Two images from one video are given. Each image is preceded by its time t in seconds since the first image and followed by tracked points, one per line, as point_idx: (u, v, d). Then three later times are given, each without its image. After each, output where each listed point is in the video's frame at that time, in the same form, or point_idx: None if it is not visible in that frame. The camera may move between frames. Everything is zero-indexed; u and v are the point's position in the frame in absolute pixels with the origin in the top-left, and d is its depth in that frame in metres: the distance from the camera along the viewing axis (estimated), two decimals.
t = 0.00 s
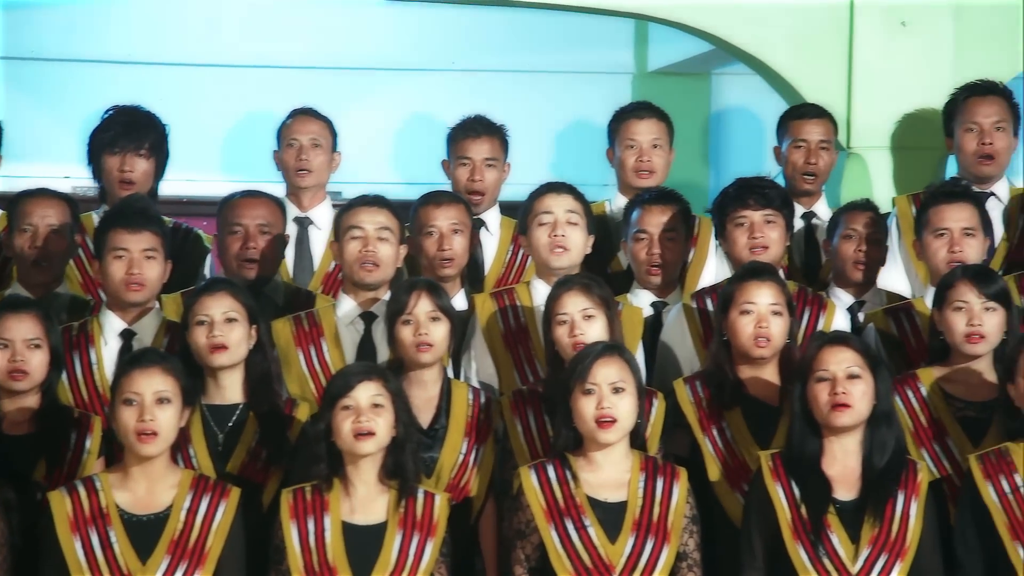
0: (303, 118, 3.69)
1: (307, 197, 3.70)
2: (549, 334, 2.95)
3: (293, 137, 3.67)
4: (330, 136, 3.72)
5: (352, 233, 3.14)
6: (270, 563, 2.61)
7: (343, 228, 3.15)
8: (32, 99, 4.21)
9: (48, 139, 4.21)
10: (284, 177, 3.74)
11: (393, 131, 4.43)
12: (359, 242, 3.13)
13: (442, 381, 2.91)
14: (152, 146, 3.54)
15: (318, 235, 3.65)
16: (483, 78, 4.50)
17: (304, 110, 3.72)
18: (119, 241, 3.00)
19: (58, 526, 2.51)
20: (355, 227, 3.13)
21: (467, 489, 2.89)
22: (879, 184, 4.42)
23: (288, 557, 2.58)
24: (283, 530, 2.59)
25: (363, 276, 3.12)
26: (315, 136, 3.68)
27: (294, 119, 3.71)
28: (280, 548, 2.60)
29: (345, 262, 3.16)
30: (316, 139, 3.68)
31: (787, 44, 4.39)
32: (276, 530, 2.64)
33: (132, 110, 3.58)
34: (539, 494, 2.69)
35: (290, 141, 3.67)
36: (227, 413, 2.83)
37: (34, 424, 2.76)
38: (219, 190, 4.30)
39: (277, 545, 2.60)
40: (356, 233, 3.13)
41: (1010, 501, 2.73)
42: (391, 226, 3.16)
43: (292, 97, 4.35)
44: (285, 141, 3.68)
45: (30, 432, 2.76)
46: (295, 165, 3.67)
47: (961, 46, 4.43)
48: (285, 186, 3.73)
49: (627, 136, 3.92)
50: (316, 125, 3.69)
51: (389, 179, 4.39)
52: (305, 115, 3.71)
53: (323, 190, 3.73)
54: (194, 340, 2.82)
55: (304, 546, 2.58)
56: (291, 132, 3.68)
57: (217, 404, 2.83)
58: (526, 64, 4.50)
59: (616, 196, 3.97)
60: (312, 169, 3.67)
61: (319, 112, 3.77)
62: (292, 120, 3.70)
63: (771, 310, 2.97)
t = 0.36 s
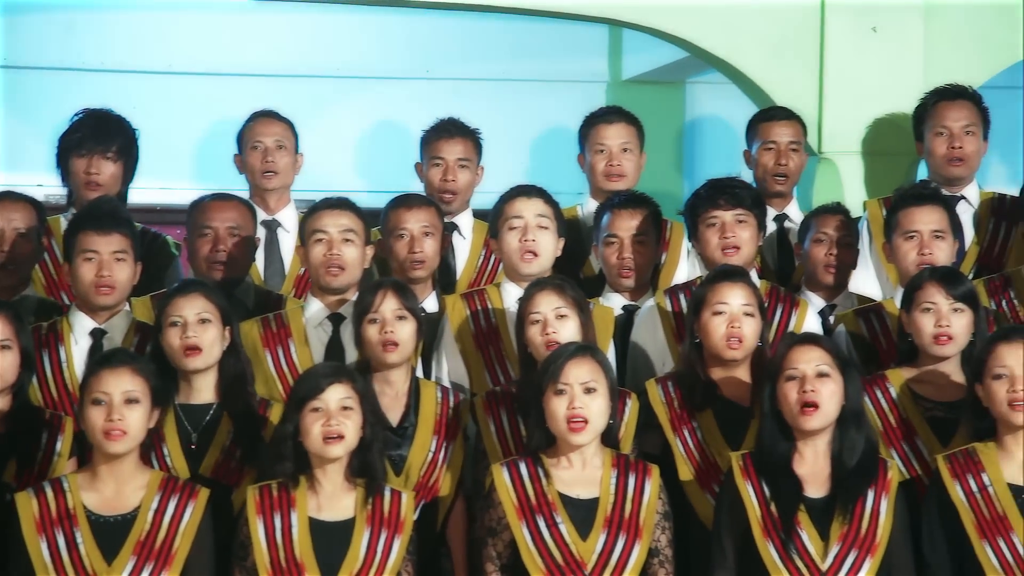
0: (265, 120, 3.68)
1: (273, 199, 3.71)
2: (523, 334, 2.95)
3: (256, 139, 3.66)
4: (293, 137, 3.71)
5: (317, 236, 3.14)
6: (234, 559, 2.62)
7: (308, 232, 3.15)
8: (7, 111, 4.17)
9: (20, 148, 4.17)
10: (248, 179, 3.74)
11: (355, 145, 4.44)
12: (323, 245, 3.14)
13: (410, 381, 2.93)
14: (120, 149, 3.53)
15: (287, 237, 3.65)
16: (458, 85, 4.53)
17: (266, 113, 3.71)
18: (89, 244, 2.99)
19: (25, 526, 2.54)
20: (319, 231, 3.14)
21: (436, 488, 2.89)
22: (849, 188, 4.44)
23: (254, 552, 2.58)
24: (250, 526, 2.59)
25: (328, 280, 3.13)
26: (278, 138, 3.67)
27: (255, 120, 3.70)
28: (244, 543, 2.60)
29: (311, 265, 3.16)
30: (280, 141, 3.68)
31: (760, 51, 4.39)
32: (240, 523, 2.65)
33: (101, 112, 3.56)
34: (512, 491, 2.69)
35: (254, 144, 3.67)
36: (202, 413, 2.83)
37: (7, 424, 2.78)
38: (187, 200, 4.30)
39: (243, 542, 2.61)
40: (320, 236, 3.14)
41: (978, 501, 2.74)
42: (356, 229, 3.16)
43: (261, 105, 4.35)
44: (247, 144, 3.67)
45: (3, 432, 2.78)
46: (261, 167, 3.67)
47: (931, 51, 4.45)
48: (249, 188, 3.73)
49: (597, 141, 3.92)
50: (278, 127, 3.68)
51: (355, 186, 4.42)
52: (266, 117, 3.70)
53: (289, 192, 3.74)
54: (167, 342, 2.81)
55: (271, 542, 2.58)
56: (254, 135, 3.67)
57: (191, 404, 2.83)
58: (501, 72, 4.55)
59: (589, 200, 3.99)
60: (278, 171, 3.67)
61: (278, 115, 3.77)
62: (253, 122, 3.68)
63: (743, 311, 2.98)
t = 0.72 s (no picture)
0: (247, 123, 3.68)
1: (256, 201, 3.70)
2: (505, 335, 2.94)
3: (239, 141, 3.65)
4: (275, 139, 3.70)
5: (291, 239, 3.13)
6: (213, 560, 2.60)
7: (283, 234, 3.14)
8: None
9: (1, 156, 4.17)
10: (230, 180, 3.72)
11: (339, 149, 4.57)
12: (298, 247, 3.13)
13: (390, 383, 2.92)
14: (94, 151, 3.52)
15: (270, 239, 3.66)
16: (433, 95, 4.67)
17: (246, 116, 3.71)
18: (69, 244, 2.97)
19: (2, 526, 2.54)
20: (293, 233, 3.13)
21: (416, 489, 2.88)
22: (830, 190, 4.45)
23: (232, 553, 2.57)
24: (227, 526, 2.58)
25: (304, 281, 3.11)
26: (261, 140, 3.66)
27: (238, 123, 3.70)
28: (223, 544, 2.59)
29: (287, 267, 3.15)
30: (262, 143, 3.66)
31: (741, 54, 4.40)
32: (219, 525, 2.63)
33: (75, 116, 3.56)
34: (490, 489, 2.69)
35: (237, 146, 3.65)
36: (183, 412, 2.82)
37: None
38: (163, 204, 4.34)
39: (221, 543, 2.59)
40: (295, 238, 3.13)
41: (959, 499, 2.74)
42: (330, 230, 3.15)
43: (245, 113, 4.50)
44: (230, 147, 3.66)
45: None
46: (244, 169, 3.65)
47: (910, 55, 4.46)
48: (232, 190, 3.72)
49: (578, 142, 3.92)
50: (260, 129, 3.67)
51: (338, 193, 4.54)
52: (249, 119, 3.69)
53: (272, 196, 3.72)
54: (149, 343, 2.79)
55: (249, 542, 2.57)
56: (236, 137, 3.66)
57: (172, 404, 2.82)
58: (482, 80, 4.71)
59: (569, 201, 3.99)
60: (261, 173, 3.66)
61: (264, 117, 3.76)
62: (236, 125, 3.68)
63: (726, 311, 2.97)
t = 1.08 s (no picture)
0: (249, 123, 3.67)
1: (254, 202, 3.70)
2: (505, 333, 2.94)
3: (239, 142, 3.65)
4: (275, 141, 3.69)
5: (288, 236, 3.13)
6: (214, 559, 2.59)
7: (280, 232, 3.15)
8: None
9: None
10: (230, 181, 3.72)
11: (340, 155, 4.59)
12: (295, 246, 3.12)
13: (387, 382, 2.90)
14: (84, 150, 3.51)
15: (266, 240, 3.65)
16: (436, 98, 4.70)
17: (250, 116, 3.70)
18: (66, 242, 2.97)
19: None
20: (290, 231, 3.13)
21: (414, 488, 2.87)
22: (827, 193, 4.45)
23: (233, 551, 2.56)
24: (228, 525, 2.57)
25: (301, 279, 3.11)
26: (261, 140, 3.65)
27: (239, 124, 3.69)
28: (224, 542, 2.58)
29: (284, 265, 3.15)
30: (261, 143, 3.65)
31: (738, 55, 4.39)
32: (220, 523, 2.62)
33: (63, 116, 3.55)
34: (489, 487, 2.68)
35: (237, 147, 3.65)
36: (181, 411, 2.81)
37: None
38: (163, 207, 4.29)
39: (221, 541, 2.58)
40: (292, 237, 3.13)
41: (959, 496, 2.73)
42: (328, 228, 3.15)
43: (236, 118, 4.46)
44: (230, 147, 3.66)
45: None
46: (243, 170, 3.64)
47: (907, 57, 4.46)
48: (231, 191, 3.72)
49: (573, 144, 3.92)
50: (261, 130, 3.66)
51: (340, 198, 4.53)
52: (250, 120, 3.68)
53: (271, 196, 3.72)
54: (146, 342, 2.79)
55: (250, 541, 2.56)
56: (236, 138, 3.65)
57: (169, 403, 2.81)
58: (479, 85, 4.75)
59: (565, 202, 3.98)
60: (259, 173, 3.65)
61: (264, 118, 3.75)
62: (236, 125, 3.67)
63: (724, 310, 2.97)
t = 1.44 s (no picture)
0: (249, 124, 3.67)
1: (253, 201, 3.69)
2: (508, 330, 2.93)
3: (239, 141, 3.64)
4: (275, 141, 3.69)
5: (293, 234, 3.13)
6: (222, 555, 2.59)
7: (285, 230, 3.14)
8: None
9: None
10: (229, 180, 3.71)
11: (340, 160, 4.60)
12: (299, 243, 3.12)
13: (389, 381, 2.89)
14: (89, 150, 3.51)
15: (266, 240, 3.64)
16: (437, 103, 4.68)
17: (250, 117, 3.70)
18: (68, 240, 2.97)
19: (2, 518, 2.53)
20: (295, 229, 3.12)
21: (417, 485, 2.87)
22: (830, 193, 4.44)
23: (239, 546, 2.55)
24: (235, 522, 2.56)
25: (306, 278, 3.11)
26: (261, 140, 3.65)
27: (239, 124, 3.69)
28: (231, 538, 2.57)
29: (287, 264, 3.15)
30: (261, 143, 3.65)
31: (740, 56, 4.39)
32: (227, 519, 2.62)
33: (67, 115, 3.55)
34: (495, 484, 2.67)
35: (236, 146, 3.64)
36: (180, 410, 2.80)
37: None
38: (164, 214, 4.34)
39: (229, 537, 2.58)
40: (297, 234, 3.12)
41: (964, 492, 2.72)
42: (332, 226, 3.15)
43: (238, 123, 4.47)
44: (230, 146, 3.65)
45: None
46: (243, 169, 3.64)
47: (908, 58, 4.46)
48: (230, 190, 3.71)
49: (573, 144, 3.92)
50: (262, 130, 3.66)
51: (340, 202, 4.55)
52: (251, 121, 3.68)
53: (270, 196, 3.72)
54: (146, 337, 2.78)
55: (257, 538, 2.55)
56: (237, 138, 3.65)
57: (168, 401, 2.80)
58: (480, 92, 4.73)
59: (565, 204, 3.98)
60: (259, 172, 3.64)
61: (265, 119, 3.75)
62: (237, 126, 3.67)
63: (727, 308, 2.96)
